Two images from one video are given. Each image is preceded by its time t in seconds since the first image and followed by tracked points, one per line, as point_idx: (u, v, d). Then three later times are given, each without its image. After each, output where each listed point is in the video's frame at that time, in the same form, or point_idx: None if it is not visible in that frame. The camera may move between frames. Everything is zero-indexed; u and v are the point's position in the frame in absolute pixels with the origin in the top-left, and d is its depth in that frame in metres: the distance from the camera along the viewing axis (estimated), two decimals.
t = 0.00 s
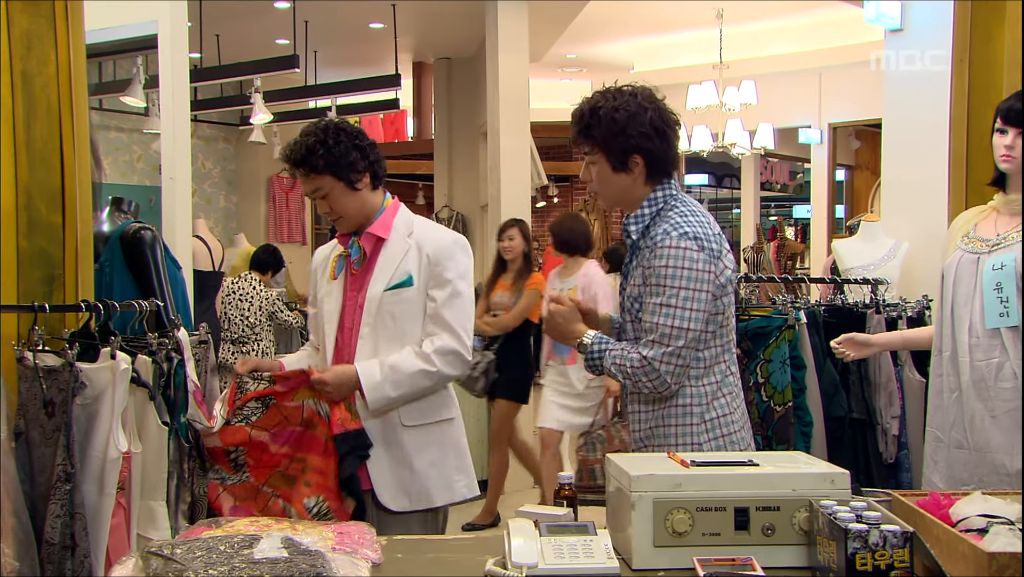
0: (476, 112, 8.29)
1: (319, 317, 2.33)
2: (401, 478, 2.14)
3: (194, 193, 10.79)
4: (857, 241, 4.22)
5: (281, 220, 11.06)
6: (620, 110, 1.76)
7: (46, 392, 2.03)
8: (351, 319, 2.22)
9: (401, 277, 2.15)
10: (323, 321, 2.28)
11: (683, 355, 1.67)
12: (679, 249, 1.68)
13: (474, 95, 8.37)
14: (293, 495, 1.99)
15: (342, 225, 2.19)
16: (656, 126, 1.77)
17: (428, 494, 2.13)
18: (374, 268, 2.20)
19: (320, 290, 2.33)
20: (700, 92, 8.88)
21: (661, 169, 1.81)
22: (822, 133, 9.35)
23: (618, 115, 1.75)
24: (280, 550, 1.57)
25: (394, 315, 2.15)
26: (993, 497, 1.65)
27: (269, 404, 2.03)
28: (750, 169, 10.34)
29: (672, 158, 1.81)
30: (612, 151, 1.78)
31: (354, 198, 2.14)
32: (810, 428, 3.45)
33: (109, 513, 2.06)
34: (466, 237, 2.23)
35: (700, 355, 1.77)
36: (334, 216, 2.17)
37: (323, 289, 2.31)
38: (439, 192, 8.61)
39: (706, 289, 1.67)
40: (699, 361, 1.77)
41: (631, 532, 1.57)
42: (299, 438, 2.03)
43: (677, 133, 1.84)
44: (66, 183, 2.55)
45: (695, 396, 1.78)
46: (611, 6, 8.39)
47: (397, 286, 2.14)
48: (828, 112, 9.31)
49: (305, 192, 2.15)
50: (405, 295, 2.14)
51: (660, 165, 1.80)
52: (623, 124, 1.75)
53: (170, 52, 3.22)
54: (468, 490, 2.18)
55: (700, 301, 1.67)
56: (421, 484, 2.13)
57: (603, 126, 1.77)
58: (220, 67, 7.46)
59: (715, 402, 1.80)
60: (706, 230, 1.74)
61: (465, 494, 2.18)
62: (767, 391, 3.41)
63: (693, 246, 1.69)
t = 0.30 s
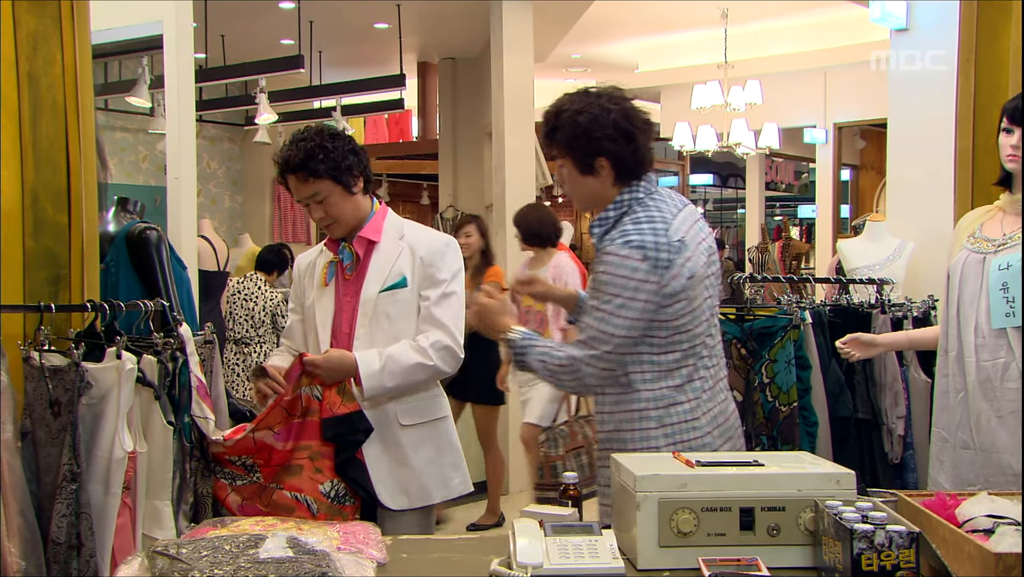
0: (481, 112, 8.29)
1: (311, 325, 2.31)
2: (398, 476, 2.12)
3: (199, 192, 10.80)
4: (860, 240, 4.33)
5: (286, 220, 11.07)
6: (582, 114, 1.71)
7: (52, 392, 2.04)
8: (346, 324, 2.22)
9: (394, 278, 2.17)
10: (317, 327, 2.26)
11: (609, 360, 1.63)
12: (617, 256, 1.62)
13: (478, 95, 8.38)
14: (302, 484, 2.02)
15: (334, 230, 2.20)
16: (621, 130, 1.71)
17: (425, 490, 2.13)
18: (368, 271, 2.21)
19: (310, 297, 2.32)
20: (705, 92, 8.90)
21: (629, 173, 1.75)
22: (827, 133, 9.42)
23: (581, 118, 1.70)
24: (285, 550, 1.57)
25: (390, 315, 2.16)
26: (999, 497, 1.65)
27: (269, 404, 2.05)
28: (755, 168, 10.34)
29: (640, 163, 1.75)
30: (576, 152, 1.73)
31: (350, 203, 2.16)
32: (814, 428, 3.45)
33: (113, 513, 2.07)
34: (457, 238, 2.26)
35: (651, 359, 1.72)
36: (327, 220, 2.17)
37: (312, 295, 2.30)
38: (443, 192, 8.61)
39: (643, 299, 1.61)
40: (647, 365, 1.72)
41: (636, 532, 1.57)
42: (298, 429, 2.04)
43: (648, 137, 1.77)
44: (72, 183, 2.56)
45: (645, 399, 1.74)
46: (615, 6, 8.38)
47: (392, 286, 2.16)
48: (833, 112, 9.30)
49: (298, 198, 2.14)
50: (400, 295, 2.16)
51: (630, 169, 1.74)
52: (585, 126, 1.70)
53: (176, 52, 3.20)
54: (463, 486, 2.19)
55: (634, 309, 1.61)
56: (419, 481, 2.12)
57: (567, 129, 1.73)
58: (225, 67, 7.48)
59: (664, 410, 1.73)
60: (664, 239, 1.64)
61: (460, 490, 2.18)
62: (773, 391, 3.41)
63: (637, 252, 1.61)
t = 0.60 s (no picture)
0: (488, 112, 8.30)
1: (312, 329, 2.30)
2: (410, 474, 2.15)
3: (207, 192, 10.83)
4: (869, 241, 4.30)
5: (293, 221, 11.08)
6: (532, 122, 1.75)
7: (62, 391, 2.03)
8: (351, 326, 2.21)
9: (401, 279, 2.18)
10: (320, 331, 2.25)
11: (552, 358, 1.71)
12: (565, 262, 1.69)
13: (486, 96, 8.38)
14: (307, 501, 2.06)
15: (337, 233, 2.19)
16: (574, 135, 1.74)
17: (437, 488, 2.16)
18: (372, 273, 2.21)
19: (311, 300, 2.31)
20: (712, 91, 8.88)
21: (588, 176, 1.78)
22: (835, 133, 9.26)
23: (529, 128, 1.75)
24: (294, 550, 1.57)
25: (398, 316, 2.16)
26: (1009, 498, 1.64)
27: (279, 401, 2.09)
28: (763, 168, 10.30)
29: (598, 165, 1.78)
30: (534, 162, 1.78)
31: (356, 205, 2.16)
32: (824, 428, 3.43)
33: (124, 511, 2.08)
34: (459, 238, 2.28)
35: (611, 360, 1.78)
36: (333, 223, 2.15)
37: (313, 298, 2.28)
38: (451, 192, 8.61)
39: (588, 303, 1.68)
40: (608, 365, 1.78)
41: (645, 533, 1.57)
42: (311, 443, 2.08)
43: (605, 138, 1.79)
44: (81, 183, 2.57)
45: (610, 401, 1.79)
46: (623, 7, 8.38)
47: (399, 287, 2.16)
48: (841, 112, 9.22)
49: (303, 203, 2.13)
50: (407, 294, 2.16)
51: (588, 172, 1.78)
52: (535, 136, 1.75)
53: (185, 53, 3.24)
54: (474, 482, 2.19)
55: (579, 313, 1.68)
56: (431, 479, 2.15)
57: (520, 140, 1.78)
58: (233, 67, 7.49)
59: (633, 408, 1.77)
60: (613, 243, 1.69)
61: (471, 486, 2.19)
62: (781, 391, 3.40)
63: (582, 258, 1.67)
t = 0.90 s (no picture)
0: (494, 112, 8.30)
1: (317, 329, 2.30)
2: (416, 475, 2.16)
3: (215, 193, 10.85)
4: (879, 241, 4.29)
5: (299, 221, 11.09)
6: (523, 136, 1.76)
7: (70, 390, 2.03)
8: (357, 326, 2.22)
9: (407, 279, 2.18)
10: (325, 331, 2.25)
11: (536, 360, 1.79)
12: (546, 270, 1.75)
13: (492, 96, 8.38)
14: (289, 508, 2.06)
15: (343, 233, 2.20)
16: (563, 152, 1.76)
17: (443, 488, 2.16)
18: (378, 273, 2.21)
19: (316, 300, 2.31)
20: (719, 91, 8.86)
21: (576, 191, 1.80)
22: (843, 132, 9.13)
23: (518, 142, 1.77)
24: (302, 549, 1.57)
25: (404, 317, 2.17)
26: (1019, 499, 1.64)
27: (269, 400, 2.12)
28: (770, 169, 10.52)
29: (586, 182, 1.80)
30: (522, 174, 1.80)
31: (362, 204, 2.16)
32: (831, 429, 3.43)
33: (132, 511, 2.08)
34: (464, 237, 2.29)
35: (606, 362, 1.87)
36: (339, 222, 2.16)
37: (318, 297, 2.28)
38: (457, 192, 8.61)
39: (566, 308, 1.75)
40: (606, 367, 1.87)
41: (653, 533, 1.57)
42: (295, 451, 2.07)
43: (593, 156, 1.80)
44: (90, 184, 2.57)
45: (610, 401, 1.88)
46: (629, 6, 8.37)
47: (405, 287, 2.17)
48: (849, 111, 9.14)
49: (309, 201, 2.13)
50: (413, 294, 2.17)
51: (576, 190, 1.80)
52: (523, 151, 1.76)
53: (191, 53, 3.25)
54: (481, 482, 2.18)
55: (559, 317, 1.76)
56: (436, 479, 2.15)
57: (507, 153, 1.80)
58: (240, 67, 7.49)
59: (633, 408, 1.87)
60: (592, 253, 1.74)
61: (478, 487, 2.18)
62: (788, 391, 3.38)
63: (561, 268, 1.73)
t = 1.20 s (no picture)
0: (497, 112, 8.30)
1: (319, 328, 2.30)
2: (419, 476, 2.18)
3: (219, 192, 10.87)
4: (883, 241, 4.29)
5: (302, 221, 11.10)
6: (503, 161, 1.76)
7: (74, 390, 2.03)
8: (358, 325, 2.22)
9: (408, 280, 2.19)
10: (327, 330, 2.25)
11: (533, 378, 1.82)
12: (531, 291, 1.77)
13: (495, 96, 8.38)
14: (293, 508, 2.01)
15: (346, 234, 2.20)
16: (544, 175, 1.74)
17: (444, 488, 2.18)
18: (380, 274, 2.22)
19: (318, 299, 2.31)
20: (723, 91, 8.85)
21: (559, 216, 1.79)
22: (847, 132, 9.13)
23: (500, 166, 1.76)
24: (306, 549, 1.57)
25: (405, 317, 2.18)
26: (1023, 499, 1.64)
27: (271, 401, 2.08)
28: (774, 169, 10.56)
29: (570, 204, 1.78)
30: (505, 198, 1.79)
31: (368, 204, 2.17)
32: (835, 429, 3.43)
33: (135, 511, 2.09)
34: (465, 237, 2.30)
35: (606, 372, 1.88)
36: (343, 223, 2.16)
37: (320, 297, 2.29)
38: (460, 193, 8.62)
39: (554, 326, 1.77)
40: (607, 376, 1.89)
41: (656, 533, 1.57)
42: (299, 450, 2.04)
43: (578, 177, 1.79)
44: (94, 184, 2.58)
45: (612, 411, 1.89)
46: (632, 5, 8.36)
47: (406, 288, 2.17)
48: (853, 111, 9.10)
49: (313, 202, 2.13)
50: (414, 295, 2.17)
51: (560, 212, 1.79)
52: (505, 175, 1.76)
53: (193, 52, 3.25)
54: (478, 483, 2.25)
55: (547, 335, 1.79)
56: (437, 479, 2.18)
57: (489, 178, 1.79)
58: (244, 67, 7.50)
59: (641, 414, 1.87)
60: (578, 270, 1.75)
61: (476, 487, 2.24)
62: (792, 391, 3.40)
63: (547, 289, 1.75)
